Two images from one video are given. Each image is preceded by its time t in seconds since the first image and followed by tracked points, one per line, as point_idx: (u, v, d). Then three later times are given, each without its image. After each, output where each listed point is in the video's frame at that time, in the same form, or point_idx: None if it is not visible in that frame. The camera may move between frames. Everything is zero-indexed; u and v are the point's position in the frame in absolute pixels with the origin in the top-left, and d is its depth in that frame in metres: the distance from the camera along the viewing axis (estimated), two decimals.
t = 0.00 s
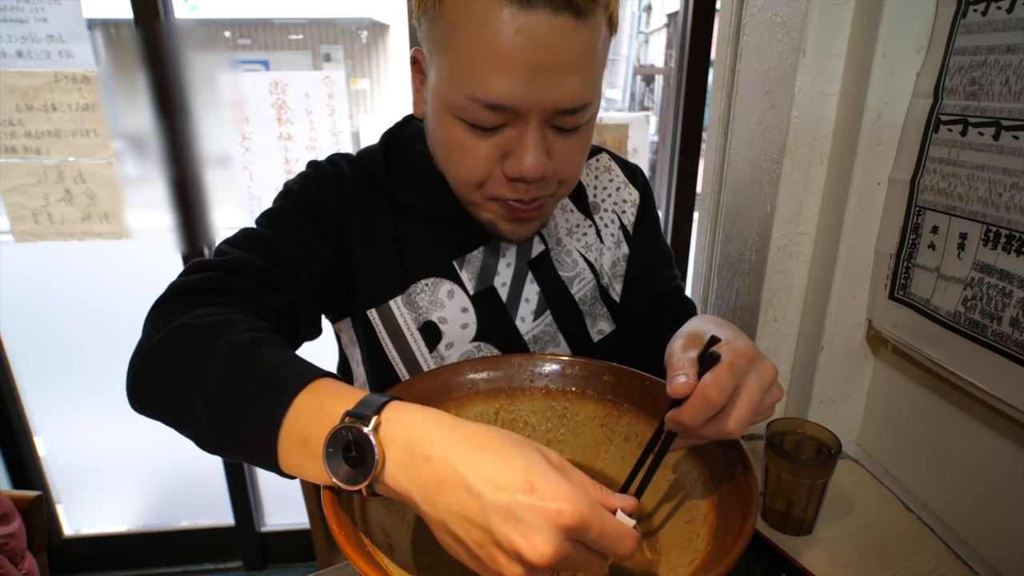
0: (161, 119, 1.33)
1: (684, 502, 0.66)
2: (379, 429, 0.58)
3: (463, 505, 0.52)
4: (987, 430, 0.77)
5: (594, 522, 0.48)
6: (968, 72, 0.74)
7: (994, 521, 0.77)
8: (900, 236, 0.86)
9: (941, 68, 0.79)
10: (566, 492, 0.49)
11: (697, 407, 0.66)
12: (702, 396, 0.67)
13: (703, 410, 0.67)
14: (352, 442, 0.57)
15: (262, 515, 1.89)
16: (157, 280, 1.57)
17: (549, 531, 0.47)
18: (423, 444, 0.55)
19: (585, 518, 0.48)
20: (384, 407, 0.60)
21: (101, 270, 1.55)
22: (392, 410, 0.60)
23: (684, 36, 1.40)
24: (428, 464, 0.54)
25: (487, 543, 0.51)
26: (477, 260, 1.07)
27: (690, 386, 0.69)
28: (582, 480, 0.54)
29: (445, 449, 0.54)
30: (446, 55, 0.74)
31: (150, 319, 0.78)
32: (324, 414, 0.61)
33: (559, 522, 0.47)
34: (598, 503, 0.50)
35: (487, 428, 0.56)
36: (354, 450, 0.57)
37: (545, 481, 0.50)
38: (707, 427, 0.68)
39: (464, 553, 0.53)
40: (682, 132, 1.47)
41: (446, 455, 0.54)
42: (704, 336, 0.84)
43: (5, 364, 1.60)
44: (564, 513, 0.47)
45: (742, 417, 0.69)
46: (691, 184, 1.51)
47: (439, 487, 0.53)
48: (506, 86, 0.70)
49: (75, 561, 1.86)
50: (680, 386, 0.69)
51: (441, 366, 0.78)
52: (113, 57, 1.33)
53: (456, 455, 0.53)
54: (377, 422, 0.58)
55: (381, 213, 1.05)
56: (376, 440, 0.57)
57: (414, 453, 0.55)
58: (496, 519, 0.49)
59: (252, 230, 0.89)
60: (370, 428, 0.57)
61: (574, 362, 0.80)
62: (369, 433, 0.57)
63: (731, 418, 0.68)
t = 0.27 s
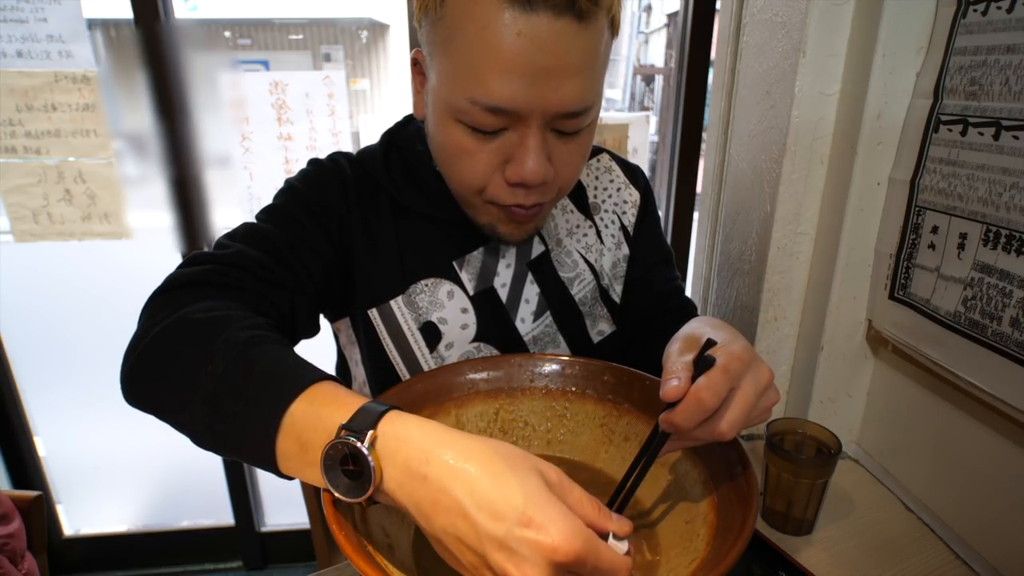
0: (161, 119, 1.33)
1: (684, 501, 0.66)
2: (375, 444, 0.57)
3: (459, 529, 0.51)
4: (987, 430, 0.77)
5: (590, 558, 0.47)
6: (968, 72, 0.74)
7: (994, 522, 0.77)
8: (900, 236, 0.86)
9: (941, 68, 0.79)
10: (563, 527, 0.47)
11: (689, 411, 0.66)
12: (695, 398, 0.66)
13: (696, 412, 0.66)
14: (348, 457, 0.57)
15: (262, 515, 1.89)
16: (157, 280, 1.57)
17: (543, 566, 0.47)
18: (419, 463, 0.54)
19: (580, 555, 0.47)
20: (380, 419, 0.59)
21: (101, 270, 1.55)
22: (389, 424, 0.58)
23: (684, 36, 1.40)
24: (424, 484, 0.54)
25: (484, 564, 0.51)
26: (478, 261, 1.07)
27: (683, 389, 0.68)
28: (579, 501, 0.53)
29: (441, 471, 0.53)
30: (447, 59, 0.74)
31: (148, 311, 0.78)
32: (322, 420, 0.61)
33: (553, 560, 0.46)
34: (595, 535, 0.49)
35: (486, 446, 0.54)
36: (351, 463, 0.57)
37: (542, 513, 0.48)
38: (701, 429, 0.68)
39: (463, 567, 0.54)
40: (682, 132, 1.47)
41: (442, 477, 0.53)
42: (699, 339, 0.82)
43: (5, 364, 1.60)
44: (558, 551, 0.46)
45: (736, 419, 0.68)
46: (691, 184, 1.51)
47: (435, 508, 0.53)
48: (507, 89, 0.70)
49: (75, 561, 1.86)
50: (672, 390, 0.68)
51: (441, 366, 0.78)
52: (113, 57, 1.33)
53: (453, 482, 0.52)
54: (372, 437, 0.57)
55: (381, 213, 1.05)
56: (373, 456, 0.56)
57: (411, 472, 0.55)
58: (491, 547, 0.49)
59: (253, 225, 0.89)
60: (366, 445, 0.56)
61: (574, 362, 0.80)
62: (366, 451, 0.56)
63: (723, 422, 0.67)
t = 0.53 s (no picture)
0: (161, 119, 1.33)
1: (684, 501, 0.66)
2: (369, 441, 0.57)
3: (460, 520, 0.51)
4: (987, 430, 0.77)
5: (590, 542, 0.48)
6: (968, 72, 0.74)
7: (993, 522, 0.77)
8: (900, 236, 0.86)
9: (941, 68, 0.79)
10: (563, 514, 0.48)
11: (695, 360, 0.69)
12: (699, 348, 0.69)
13: (701, 362, 0.69)
14: (343, 454, 0.57)
15: (262, 515, 1.89)
16: (157, 280, 1.57)
17: (546, 551, 0.47)
18: (416, 457, 0.54)
19: (581, 540, 0.47)
20: (375, 414, 0.59)
21: (101, 270, 1.55)
22: (384, 419, 0.58)
23: (684, 36, 1.40)
24: (421, 478, 0.54)
25: (485, 555, 0.51)
26: (478, 262, 1.07)
27: (689, 338, 0.70)
28: (575, 492, 0.54)
29: (440, 463, 0.53)
30: (448, 62, 0.74)
31: (147, 316, 0.78)
32: (319, 419, 0.61)
33: (556, 545, 0.47)
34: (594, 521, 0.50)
35: (483, 437, 0.54)
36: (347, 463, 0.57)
37: (542, 500, 0.49)
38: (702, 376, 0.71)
39: (463, 561, 0.54)
40: (682, 132, 1.47)
41: (441, 469, 0.53)
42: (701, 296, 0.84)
43: (5, 364, 1.60)
44: (561, 535, 0.47)
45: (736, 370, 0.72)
46: (691, 184, 1.51)
47: (433, 502, 0.53)
48: (509, 92, 0.70)
49: (74, 561, 1.86)
50: (679, 338, 0.70)
51: (441, 366, 0.78)
52: (113, 57, 1.33)
53: (449, 474, 0.52)
54: (367, 434, 0.57)
55: (381, 215, 1.05)
56: (368, 454, 0.56)
57: (407, 466, 0.54)
58: (493, 536, 0.49)
59: (251, 230, 0.89)
60: (360, 442, 0.56)
61: (574, 362, 0.80)
62: (361, 448, 0.56)
63: (725, 371, 0.71)
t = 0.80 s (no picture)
0: (161, 119, 1.33)
1: (684, 501, 0.66)
2: (373, 437, 0.57)
3: (463, 517, 0.51)
4: (987, 430, 0.77)
5: (590, 538, 0.49)
6: (968, 72, 0.74)
7: (993, 521, 0.77)
8: (900, 236, 0.86)
9: (941, 68, 0.79)
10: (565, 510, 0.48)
11: (656, 381, 0.70)
12: (660, 373, 0.70)
13: (661, 386, 0.70)
14: (347, 451, 0.56)
15: (262, 515, 1.89)
16: (157, 280, 1.57)
17: (550, 547, 0.48)
18: (419, 455, 0.54)
19: (581, 536, 0.48)
20: (377, 412, 0.59)
21: (101, 270, 1.55)
22: (386, 416, 0.58)
23: (684, 36, 1.40)
24: (424, 475, 0.54)
25: (488, 552, 0.51)
26: (477, 262, 1.07)
27: (650, 363, 0.73)
28: (571, 486, 0.55)
29: (443, 460, 0.53)
30: (449, 61, 0.74)
31: (148, 317, 0.78)
32: (320, 418, 0.61)
33: (559, 541, 0.47)
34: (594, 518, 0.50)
35: (486, 436, 0.55)
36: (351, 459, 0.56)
37: (546, 498, 0.49)
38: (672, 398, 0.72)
39: (463, 557, 0.54)
40: (682, 132, 1.47)
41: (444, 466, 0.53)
42: (671, 319, 0.87)
43: (5, 364, 1.60)
44: (565, 532, 0.47)
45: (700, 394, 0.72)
46: (691, 184, 1.51)
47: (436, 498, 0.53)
48: (509, 92, 0.70)
49: (74, 561, 1.86)
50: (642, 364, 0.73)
51: (441, 366, 0.78)
52: (113, 57, 1.33)
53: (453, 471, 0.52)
54: (371, 429, 0.57)
55: (380, 215, 1.05)
56: (371, 449, 0.56)
57: (411, 463, 0.55)
58: (496, 533, 0.50)
59: (251, 231, 0.89)
60: (364, 438, 0.56)
61: (575, 362, 0.80)
62: (364, 444, 0.56)
63: (688, 391, 0.71)
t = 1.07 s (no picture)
0: (161, 119, 1.33)
1: (684, 501, 0.66)
2: (372, 442, 0.57)
3: (461, 526, 0.51)
4: (986, 430, 0.77)
5: (588, 549, 0.48)
6: (968, 72, 0.74)
7: (993, 522, 0.77)
8: (900, 236, 0.86)
9: (941, 68, 0.79)
10: (563, 521, 0.48)
11: (662, 377, 0.70)
12: (665, 368, 0.70)
13: (667, 381, 0.70)
14: (346, 455, 0.57)
15: (262, 515, 1.89)
16: (157, 280, 1.57)
17: (546, 560, 0.48)
18: (417, 462, 0.54)
19: (579, 547, 0.48)
20: (376, 417, 0.59)
21: (101, 270, 1.55)
22: (385, 421, 0.58)
23: (684, 36, 1.40)
24: (423, 482, 0.53)
25: (486, 559, 0.51)
26: (476, 262, 1.07)
27: (656, 359, 0.72)
28: (572, 494, 0.55)
29: (442, 467, 0.53)
30: (448, 60, 0.74)
31: (147, 315, 0.78)
32: (320, 419, 0.61)
33: (556, 554, 0.47)
34: (592, 528, 0.50)
35: (485, 443, 0.54)
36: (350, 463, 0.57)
37: (544, 508, 0.49)
38: (674, 395, 0.72)
39: (463, 561, 0.54)
40: (682, 132, 1.47)
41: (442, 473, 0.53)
42: (675, 315, 0.86)
43: (5, 364, 1.60)
44: (561, 545, 0.47)
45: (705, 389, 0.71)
46: (691, 184, 1.51)
47: (435, 505, 0.53)
48: (508, 90, 0.70)
49: (74, 561, 1.86)
50: (647, 360, 0.73)
51: (441, 366, 0.78)
52: (113, 57, 1.33)
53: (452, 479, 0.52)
54: (370, 433, 0.57)
55: (380, 215, 1.05)
56: (370, 454, 0.56)
57: (409, 469, 0.54)
58: (494, 542, 0.50)
59: (251, 229, 0.89)
60: (363, 444, 0.56)
61: (575, 362, 0.80)
62: (363, 449, 0.56)
63: (692, 386, 0.71)
